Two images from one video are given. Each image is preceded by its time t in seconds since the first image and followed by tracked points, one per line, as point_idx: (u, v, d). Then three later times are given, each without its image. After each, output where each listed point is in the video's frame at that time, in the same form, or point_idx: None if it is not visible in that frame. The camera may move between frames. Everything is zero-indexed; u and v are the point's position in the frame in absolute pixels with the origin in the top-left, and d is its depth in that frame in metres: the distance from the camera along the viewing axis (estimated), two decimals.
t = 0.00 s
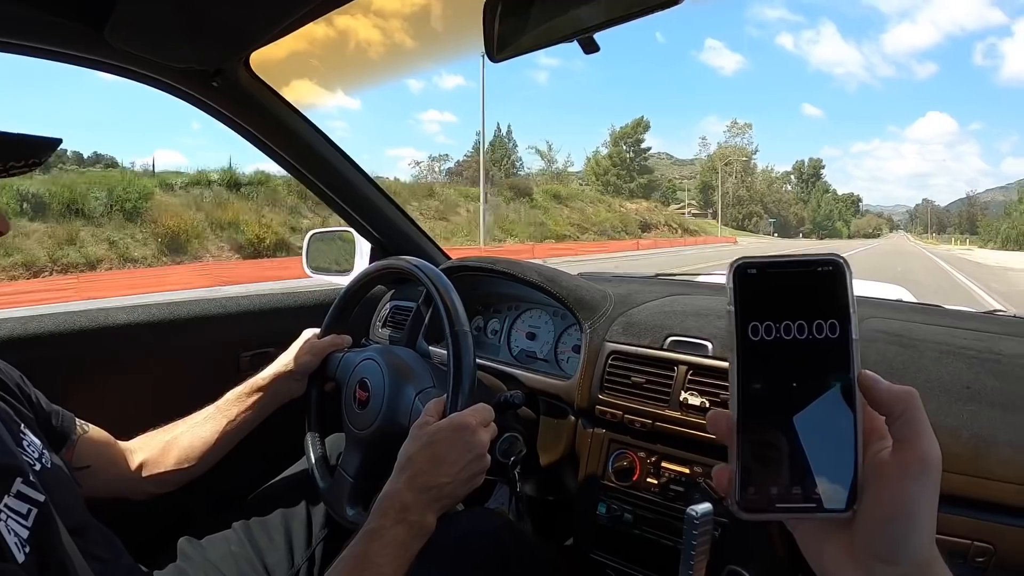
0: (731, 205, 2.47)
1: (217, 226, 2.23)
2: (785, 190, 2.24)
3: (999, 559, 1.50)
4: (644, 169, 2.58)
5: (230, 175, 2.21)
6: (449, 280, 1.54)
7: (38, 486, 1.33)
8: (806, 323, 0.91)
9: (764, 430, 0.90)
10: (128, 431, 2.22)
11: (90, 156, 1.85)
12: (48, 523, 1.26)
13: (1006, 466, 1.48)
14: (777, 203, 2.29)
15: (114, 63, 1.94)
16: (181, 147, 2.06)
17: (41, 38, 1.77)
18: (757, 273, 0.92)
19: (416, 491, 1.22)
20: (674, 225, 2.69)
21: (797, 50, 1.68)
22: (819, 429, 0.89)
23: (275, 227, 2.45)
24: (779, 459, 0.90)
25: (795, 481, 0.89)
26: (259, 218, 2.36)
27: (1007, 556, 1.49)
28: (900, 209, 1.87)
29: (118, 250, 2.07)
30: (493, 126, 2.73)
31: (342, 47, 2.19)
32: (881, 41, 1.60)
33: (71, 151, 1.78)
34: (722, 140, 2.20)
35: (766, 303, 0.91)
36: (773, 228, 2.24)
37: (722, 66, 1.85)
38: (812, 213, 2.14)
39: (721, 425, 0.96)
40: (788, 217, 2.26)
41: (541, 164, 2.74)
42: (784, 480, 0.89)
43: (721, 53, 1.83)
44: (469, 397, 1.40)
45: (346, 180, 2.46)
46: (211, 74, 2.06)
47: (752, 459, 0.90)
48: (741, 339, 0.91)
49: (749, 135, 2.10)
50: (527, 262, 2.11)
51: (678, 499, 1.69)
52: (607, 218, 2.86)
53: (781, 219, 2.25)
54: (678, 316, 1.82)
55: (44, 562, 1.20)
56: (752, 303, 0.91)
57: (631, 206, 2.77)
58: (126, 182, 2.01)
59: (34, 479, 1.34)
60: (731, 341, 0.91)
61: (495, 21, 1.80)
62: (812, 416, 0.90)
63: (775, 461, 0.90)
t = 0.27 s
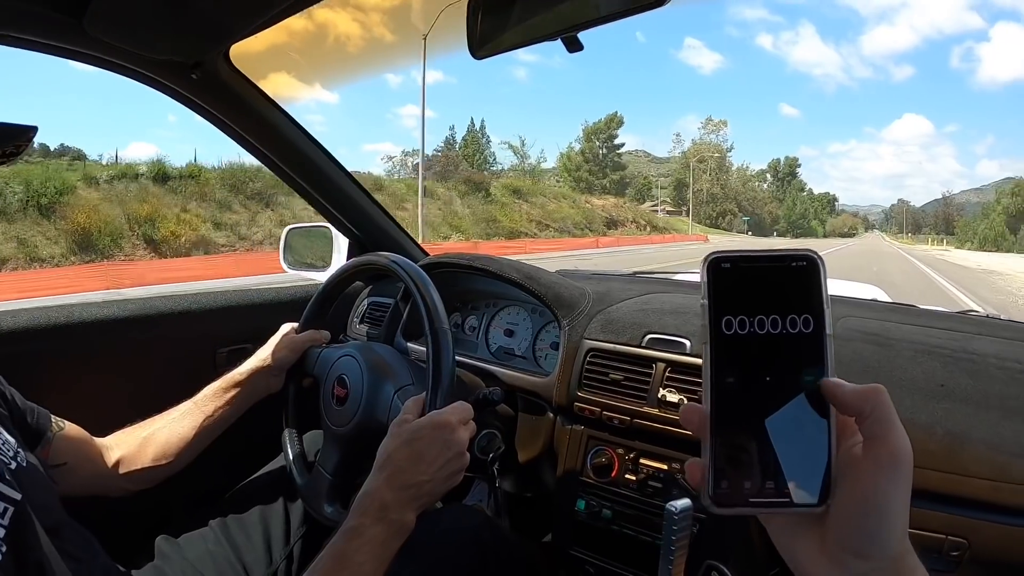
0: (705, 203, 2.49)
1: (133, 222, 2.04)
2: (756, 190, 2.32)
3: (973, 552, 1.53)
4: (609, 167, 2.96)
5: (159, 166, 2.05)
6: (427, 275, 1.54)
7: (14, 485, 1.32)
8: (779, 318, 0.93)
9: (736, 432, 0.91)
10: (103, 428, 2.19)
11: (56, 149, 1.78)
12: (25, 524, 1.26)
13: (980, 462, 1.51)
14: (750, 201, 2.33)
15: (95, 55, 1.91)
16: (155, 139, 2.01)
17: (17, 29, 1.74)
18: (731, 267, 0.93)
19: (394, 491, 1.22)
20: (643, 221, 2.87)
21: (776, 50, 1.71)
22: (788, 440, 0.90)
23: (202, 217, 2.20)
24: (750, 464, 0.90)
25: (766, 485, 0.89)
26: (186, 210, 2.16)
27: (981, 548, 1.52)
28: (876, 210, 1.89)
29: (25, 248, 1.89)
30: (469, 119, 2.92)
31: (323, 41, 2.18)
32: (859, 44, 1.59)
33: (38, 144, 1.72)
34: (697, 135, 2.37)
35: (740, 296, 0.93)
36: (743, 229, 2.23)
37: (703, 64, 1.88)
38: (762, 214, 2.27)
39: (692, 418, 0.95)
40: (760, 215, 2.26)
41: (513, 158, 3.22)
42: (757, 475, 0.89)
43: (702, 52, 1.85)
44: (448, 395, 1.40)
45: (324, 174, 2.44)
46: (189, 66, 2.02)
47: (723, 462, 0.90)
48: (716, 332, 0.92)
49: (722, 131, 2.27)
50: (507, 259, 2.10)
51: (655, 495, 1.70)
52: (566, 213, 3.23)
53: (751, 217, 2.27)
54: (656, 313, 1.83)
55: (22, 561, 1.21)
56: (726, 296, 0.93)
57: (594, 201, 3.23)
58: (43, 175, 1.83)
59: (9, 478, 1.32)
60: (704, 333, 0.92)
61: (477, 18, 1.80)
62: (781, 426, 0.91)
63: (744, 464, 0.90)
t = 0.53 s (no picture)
0: (685, 199, 2.50)
1: (55, 219, 1.96)
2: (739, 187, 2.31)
3: (955, 545, 1.55)
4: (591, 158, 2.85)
5: (92, 158, 1.98)
6: (407, 268, 1.53)
7: None
8: (770, 319, 0.92)
9: (740, 421, 0.91)
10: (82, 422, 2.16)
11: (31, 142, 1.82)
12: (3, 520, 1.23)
13: (962, 456, 1.52)
14: (732, 196, 2.32)
15: (75, 46, 1.87)
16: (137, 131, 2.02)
17: None
18: (719, 266, 0.93)
19: (370, 492, 1.21)
20: (617, 215, 2.78)
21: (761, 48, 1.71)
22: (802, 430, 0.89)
23: (130, 213, 2.14)
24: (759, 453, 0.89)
25: (766, 481, 0.88)
26: (114, 205, 2.09)
27: (963, 540, 1.53)
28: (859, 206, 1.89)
29: None
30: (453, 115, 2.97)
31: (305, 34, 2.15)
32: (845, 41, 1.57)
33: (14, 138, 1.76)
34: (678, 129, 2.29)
35: (728, 296, 0.92)
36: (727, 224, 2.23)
37: (687, 60, 1.87)
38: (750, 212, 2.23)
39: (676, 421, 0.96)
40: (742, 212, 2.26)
41: (494, 154, 2.89)
42: (743, 484, 0.89)
43: (686, 48, 1.83)
44: (426, 387, 1.39)
45: (306, 169, 2.42)
46: (166, 56, 1.98)
47: (729, 450, 0.90)
48: (702, 335, 0.92)
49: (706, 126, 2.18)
50: (489, 252, 2.09)
51: (637, 489, 1.70)
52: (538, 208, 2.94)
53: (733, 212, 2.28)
54: (637, 307, 1.82)
55: None
56: (713, 296, 0.92)
57: (569, 198, 2.92)
58: None
59: None
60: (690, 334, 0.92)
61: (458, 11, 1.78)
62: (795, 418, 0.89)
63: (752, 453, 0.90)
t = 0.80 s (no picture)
0: (672, 192, 2.51)
1: None
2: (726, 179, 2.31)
3: (944, 537, 1.55)
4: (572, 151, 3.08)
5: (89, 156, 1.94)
6: (390, 259, 1.51)
7: None
8: (755, 321, 0.88)
9: (722, 426, 0.86)
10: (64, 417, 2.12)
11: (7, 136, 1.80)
12: None
13: (951, 448, 1.52)
14: (719, 190, 2.30)
15: (57, 35, 1.82)
16: (123, 124, 1.96)
17: None
18: (699, 258, 0.88)
19: (354, 484, 1.19)
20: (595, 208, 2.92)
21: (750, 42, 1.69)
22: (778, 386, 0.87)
23: (57, 211, 1.94)
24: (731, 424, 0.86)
25: (741, 456, 0.86)
26: (39, 201, 1.90)
27: (952, 531, 1.54)
28: (848, 200, 1.87)
29: None
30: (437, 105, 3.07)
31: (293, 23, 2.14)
32: (834, 36, 1.56)
33: None
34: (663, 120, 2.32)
35: (709, 294, 0.88)
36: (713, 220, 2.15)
37: (676, 53, 1.85)
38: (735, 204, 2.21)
39: (648, 436, 0.90)
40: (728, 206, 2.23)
41: (477, 146, 2.91)
42: (724, 506, 0.85)
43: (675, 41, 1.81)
44: (411, 376, 1.37)
45: (294, 163, 2.40)
46: (149, 44, 1.93)
47: (703, 425, 0.87)
48: (681, 338, 0.88)
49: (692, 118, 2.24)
50: (474, 243, 2.07)
51: (625, 481, 1.69)
52: (508, 200, 2.80)
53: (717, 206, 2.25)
54: (624, 297, 1.81)
55: None
56: (692, 293, 0.88)
57: (544, 190, 2.98)
58: None
59: None
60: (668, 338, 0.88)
61: None
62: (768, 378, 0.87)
63: (724, 424, 0.86)
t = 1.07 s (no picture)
0: (660, 185, 2.55)
1: None
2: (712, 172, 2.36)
3: (936, 530, 1.56)
4: (557, 146, 3.19)
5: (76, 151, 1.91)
6: (378, 251, 1.50)
7: None
8: (750, 325, 0.87)
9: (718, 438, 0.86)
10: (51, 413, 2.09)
11: None
12: None
13: (943, 440, 1.52)
14: (708, 184, 2.37)
15: (41, 27, 1.78)
16: (114, 120, 1.95)
17: None
18: (688, 259, 0.87)
19: (342, 477, 1.17)
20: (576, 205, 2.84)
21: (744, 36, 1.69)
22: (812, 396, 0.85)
23: None
24: (765, 434, 0.85)
25: (777, 472, 0.85)
26: None
27: (945, 523, 1.55)
28: (841, 198, 1.84)
29: None
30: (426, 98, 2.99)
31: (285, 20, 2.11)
32: (828, 31, 1.56)
33: None
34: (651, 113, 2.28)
35: (699, 298, 0.87)
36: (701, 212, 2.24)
37: (669, 48, 1.84)
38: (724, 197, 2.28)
39: (637, 449, 0.90)
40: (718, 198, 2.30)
41: (464, 139, 2.90)
42: (721, 525, 0.84)
43: (668, 36, 1.81)
44: (399, 368, 1.36)
45: (281, 155, 2.38)
46: (135, 37, 1.89)
47: (733, 436, 0.86)
48: (669, 342, 0.87)
49: (681, 111, 2.18)
50: (463, 235, 2.06)
51: (614, 474, 1.69)
52: (482, 193, 2.70)
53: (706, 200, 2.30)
54: (614, 289, 1.80)
55: None
56: (682, 296, 0.87)
57: (522, 182, 2.90)
58: None
59: None
60: (657, 344, 0.87)
61: None
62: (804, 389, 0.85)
63: (758, 435, 0.85)
